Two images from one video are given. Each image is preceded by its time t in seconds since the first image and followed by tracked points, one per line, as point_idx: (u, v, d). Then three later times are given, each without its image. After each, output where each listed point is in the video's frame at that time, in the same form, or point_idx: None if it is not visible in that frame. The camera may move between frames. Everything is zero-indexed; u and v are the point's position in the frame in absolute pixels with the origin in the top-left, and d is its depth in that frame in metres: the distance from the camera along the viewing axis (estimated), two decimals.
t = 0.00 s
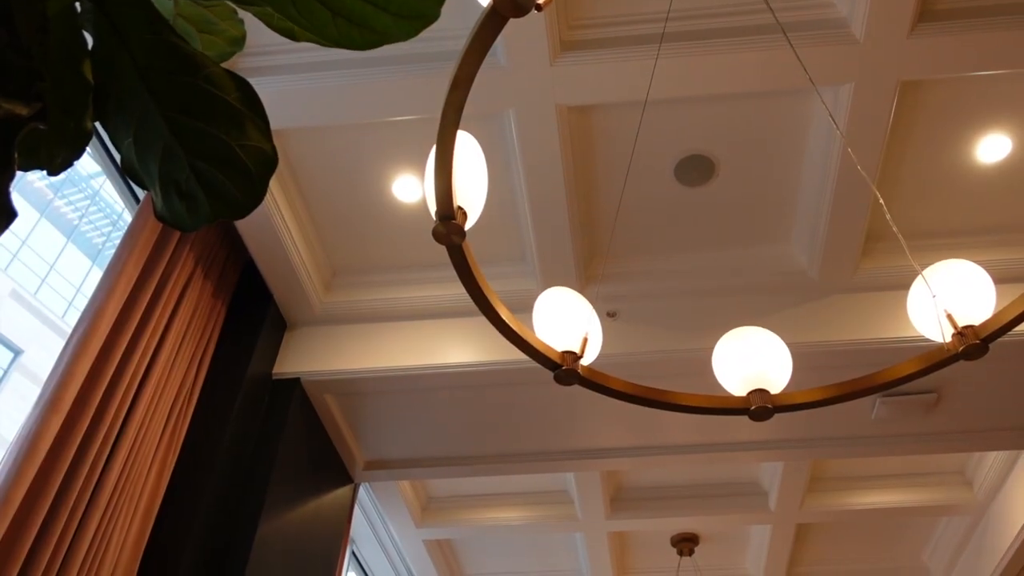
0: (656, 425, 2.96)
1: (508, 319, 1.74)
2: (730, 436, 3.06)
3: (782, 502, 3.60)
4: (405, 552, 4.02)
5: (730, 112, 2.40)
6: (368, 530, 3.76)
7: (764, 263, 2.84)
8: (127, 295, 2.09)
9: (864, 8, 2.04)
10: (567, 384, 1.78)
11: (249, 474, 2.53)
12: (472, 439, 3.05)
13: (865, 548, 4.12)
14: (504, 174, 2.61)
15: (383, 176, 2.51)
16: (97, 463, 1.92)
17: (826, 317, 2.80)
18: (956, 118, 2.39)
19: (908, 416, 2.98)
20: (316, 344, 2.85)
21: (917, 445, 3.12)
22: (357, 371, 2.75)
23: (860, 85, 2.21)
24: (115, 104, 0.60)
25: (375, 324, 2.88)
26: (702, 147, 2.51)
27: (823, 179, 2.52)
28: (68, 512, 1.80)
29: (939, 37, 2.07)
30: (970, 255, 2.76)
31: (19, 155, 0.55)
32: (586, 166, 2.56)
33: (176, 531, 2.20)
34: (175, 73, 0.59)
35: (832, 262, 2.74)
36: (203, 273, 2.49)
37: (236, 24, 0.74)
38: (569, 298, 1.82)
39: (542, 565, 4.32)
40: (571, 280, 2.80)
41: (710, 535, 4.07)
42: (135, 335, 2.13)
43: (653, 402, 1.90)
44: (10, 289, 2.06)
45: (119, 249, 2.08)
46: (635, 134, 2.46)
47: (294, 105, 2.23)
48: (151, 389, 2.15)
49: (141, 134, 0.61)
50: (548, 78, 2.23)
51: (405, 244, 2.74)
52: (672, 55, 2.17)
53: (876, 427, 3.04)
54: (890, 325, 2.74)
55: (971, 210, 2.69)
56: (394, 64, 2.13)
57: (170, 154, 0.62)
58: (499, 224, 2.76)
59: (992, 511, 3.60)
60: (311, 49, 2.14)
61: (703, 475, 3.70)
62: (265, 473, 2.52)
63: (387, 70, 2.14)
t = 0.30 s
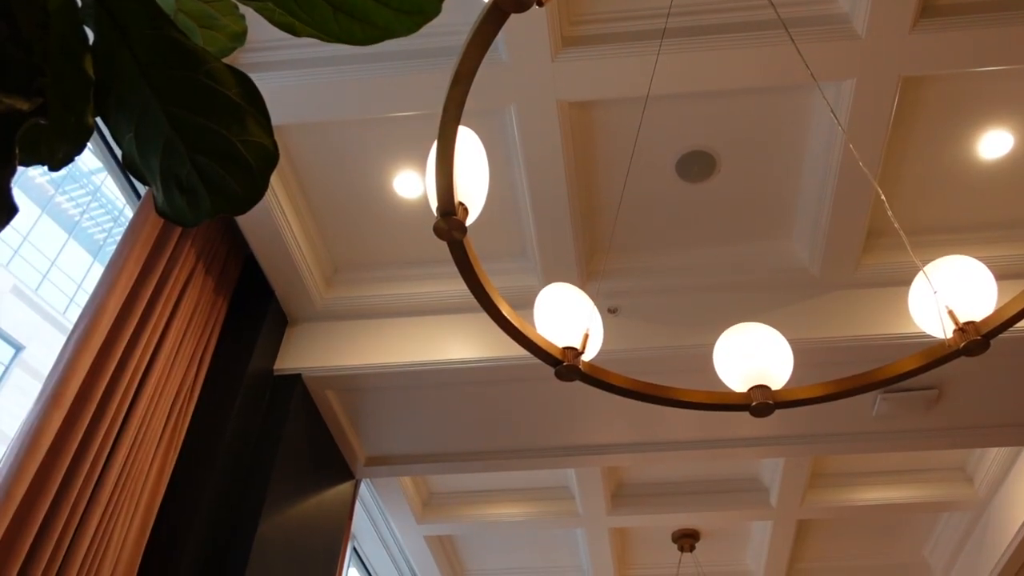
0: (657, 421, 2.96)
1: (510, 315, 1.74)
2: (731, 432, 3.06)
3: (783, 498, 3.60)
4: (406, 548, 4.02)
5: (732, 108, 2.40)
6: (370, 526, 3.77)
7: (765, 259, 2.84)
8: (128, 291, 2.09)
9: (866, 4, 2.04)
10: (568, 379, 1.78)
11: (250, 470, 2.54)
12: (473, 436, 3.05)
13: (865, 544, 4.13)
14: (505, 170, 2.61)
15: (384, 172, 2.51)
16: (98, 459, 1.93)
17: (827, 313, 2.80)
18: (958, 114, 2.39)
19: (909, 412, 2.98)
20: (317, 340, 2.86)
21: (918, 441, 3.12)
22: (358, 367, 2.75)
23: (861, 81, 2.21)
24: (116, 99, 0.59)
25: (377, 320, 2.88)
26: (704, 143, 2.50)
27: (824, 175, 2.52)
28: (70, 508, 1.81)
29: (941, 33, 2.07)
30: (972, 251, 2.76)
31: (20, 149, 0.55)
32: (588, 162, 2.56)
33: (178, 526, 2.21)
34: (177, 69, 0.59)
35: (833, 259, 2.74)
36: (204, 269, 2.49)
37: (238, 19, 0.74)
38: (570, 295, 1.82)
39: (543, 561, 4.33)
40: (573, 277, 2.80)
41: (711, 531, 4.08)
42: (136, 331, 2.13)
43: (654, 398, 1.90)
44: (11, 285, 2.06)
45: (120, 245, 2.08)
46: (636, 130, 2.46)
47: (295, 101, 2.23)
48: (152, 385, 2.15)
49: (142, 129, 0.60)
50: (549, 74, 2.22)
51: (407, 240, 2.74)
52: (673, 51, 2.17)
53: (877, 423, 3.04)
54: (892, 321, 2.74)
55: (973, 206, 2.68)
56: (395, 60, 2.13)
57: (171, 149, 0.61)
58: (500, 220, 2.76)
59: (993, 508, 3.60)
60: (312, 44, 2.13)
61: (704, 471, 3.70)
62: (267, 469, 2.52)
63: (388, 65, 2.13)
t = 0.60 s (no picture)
0: (658, 413, 2.96)
1: (511, 307, 1.73)
2: (733, 424, 3.06)
3: (784, 490, 3.60)
4: (408, 539, 4.04)
5: (733, 99, 2.39)
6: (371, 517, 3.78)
7: (767, 251, 2.84)
8: (130, 283, 2.09)
9: None
10: (570, 371, 1.77)
11: (252, 461, 2.54)
12: (474, 428, 3.06)
13: (866, 535, 4.14)
14: (506, 161, 2.60)
15: (385, 164, 2.51)
16: (101, 450, 1.93)
17: (829, 305, 2.80)
18: (960, 105, 2.38)
19: (911, 404, 2.98)
20: (319, 332, 2.86)
21: (920, 432, 3.13)
22: (360, 359, 2.75)
23: (863, 72, 2.20)
24: (116, 91, 0.61)
25: (378, 313, 2.88)
26: (705, 134, 2.50)
27: (826, 167, 2.51)
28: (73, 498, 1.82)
29: (944, 23, 2.06)
30: (974, 243, 2.75)
31: (22, 139, 0.54)
32: (589, 153, 2.56)
33: (181, 518, 2.21)
34: (178, 61, 0.60)
35: (835, 251, 2.74)
36: (206, 261, 2.48)
37: (238, 10, 0.74)
38: (572, 286, 1.82)
39: (544, 552, 4.34)
40: (574, 269, 2.80)
41: (712, 522, 4.08)
42: (138, 323, 2.13)
43: (655, 390, 1.90)
44: (12, 279, 2.06)
45: (120, 237, 2.08)
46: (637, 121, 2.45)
47: (295, 93, 2.22)
48: (155, 375, 2.16)
49: (143, 120, 0.62)
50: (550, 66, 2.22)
51: (408, 232, 2.74)
52: (674, 42, 2.16)
53: (878, 414, 3.04)
54: (893, 313, 2.74)
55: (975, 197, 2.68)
56: (395, 52, 2.12)
57: (172, 140, 0.62)
58: (501, 212, 2.76)
59: (994, 499, 3.60)
60: (312, 36, 2.13)
61: (706, 463, 3.70)
62: (269, 460, 2.53)
63: (388, 57, 2.13)
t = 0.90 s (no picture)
0: (660, 401, 2.97)
1: (512, 294, 1.73)
2: (734, 411, 3.06)
3: (785, 477, 3.61)
4: (411, 527, 4.05)
5: (735, 86, 2.38)
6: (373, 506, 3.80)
7: (769, 239, 2.83)
8: (132, 271, 2.09)
9: None
10: (572, 357, 1.77)
11: (255, 449, 2.55)
12: (476, 416, 3.06)
13: (868, 522, 4.15)
14: (508, 149, 2.60)
15: (386, 152, 2.50)
16: (105, 437, 1.95)
17: (830, 292, 2.80)
18: (963, 91, 2.37)
19: (913, 391, 2.98)
20: (320, 321, 2.86)
21: (921, 419, 3.13)
22: (361, 348, 2.76)
23: (866, 58, 2.19)
24: (115, 76, 0.66)
25: (380, 301, 2.88)
26: (707, 121, 2.49)
27: (828, 154, 2.50)
28: (78, 484, 1.83)
29: (947, 8, 2.05)
30: (976, 229, 2.75)
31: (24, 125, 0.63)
32: (590, 141, 2.55)
33: (185, 505, 2.23)
34: (181, 50, 0.66)
35: (837, 238, 2.73)
36: (207, 249, 2.48)
37: None
38: (573, 273, 1.82)
39: (547, 539, 4.36)
40: (575, 256, 2.80)
41: (714, 510, 4.10)
42: (141, 310, 2.14)
43: (658, 376, 1.90)
44: (14, 269, 2.06)
45: (122, 225, 2.08)
46: (639, 108, 2.44)
47: (296, 80, 2.21)
48: (158, 362, 2.17)
49: (143, 106, 0.68)
50: (551, 53, 2.21)
51: (409, 221, 2.73)
52: (676, 29, 2.15)
53: (880, 402, 3.04)
54: (895, 300, 2.73)
55: (978, 184, 2.67)
56: (396, 39, 2.11)
57: (173, 127, 0.69)
58: (502, 200, 2.75)
59: (995, 486, 3.61)
60: (312, 23, 2.12)
61: (708, 451, 3.71)
62: (272, 448, 2.54)
63: (388, 45, 2.12)
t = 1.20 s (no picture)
0: (663, 386, 2.97)
1: (515, 277, 1.73)
2: (737, 396, 3.06)
3: (789, 462, 3.62)
4: (415, 512, 4.08)
5: (738, 70, 2.37)
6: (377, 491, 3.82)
7: (773, 223, 2.82)
8: (135, 257, 2.09)
9: None
10: (575, 341, 1.78)
11: (259, 435, 2.56)
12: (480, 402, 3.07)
13: (871, 507, 4.16)
14: (510, 133, 2.59)
15: (388, 137, 2.49)
16: (110, 423, 1.95)
17: (834, 277, 2.79)
18: (969, 73, 2.35)
19: (916, 376, 2.98)
20: (324, 306, 2.86)
21: (925, 404, 3.13)
22: (365, 334, 2.76)
23: (870, 41, 2.17)
24: (116, 61, 0.70)
25: (383, 287, 2.88)
26: (710, 105, 2.48)
27: (832, 137, 2.49)
28: (83, 469, 1.84)
29: None
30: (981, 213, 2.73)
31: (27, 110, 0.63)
32: (594, 125, 2.54)
33: (189, 491, 2.23)
34: (183, 34, 0.70)
35: (841, 222, 2.72)
36: (210, 235, 2.48)
37: None
38: (576, 257, 1.82)
39: (550, 524, 4.38)
40: (578, 241, 2.79)
41: (717, 494, 4.11)
42: (144, 297, 2.14)
43: (661, 361, 1.90)
44: (17, 256, 2.06)
45: (125, 211, 2.08)
46: (642, 92, 2.43)
47: (297, 65, 2.20)
48: (162, 349, 2.17)
49: (144, 92, 0.72)
50: (553, 36, 2.19)
51: (412, 206, 2.73)
52: (679, 11, 2.14)
53: (883, 386, 3.04)
54: (899, 285, 2.73)
55: (983, 167, 2.65)
56: (397, 23, 2.10)
57: (177, 113, 0.74)
58: (505, 185, 2.74)
59: (998, 470, 3.61)
60: (312, 7, 2.10)
61: (711, 436, 3.71)
62: (276, 435, 2.54)
63: (389, 29, 2.11)
